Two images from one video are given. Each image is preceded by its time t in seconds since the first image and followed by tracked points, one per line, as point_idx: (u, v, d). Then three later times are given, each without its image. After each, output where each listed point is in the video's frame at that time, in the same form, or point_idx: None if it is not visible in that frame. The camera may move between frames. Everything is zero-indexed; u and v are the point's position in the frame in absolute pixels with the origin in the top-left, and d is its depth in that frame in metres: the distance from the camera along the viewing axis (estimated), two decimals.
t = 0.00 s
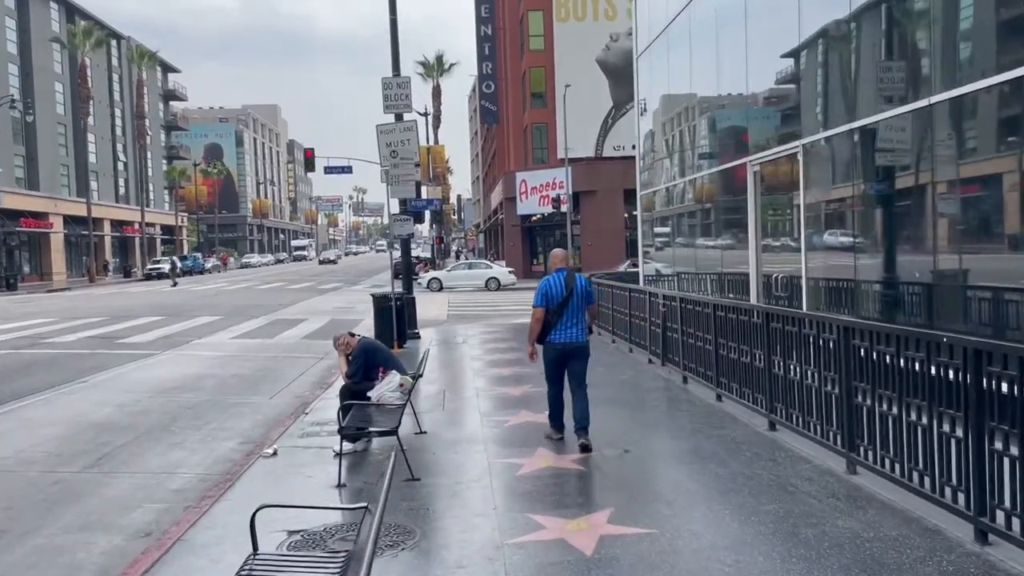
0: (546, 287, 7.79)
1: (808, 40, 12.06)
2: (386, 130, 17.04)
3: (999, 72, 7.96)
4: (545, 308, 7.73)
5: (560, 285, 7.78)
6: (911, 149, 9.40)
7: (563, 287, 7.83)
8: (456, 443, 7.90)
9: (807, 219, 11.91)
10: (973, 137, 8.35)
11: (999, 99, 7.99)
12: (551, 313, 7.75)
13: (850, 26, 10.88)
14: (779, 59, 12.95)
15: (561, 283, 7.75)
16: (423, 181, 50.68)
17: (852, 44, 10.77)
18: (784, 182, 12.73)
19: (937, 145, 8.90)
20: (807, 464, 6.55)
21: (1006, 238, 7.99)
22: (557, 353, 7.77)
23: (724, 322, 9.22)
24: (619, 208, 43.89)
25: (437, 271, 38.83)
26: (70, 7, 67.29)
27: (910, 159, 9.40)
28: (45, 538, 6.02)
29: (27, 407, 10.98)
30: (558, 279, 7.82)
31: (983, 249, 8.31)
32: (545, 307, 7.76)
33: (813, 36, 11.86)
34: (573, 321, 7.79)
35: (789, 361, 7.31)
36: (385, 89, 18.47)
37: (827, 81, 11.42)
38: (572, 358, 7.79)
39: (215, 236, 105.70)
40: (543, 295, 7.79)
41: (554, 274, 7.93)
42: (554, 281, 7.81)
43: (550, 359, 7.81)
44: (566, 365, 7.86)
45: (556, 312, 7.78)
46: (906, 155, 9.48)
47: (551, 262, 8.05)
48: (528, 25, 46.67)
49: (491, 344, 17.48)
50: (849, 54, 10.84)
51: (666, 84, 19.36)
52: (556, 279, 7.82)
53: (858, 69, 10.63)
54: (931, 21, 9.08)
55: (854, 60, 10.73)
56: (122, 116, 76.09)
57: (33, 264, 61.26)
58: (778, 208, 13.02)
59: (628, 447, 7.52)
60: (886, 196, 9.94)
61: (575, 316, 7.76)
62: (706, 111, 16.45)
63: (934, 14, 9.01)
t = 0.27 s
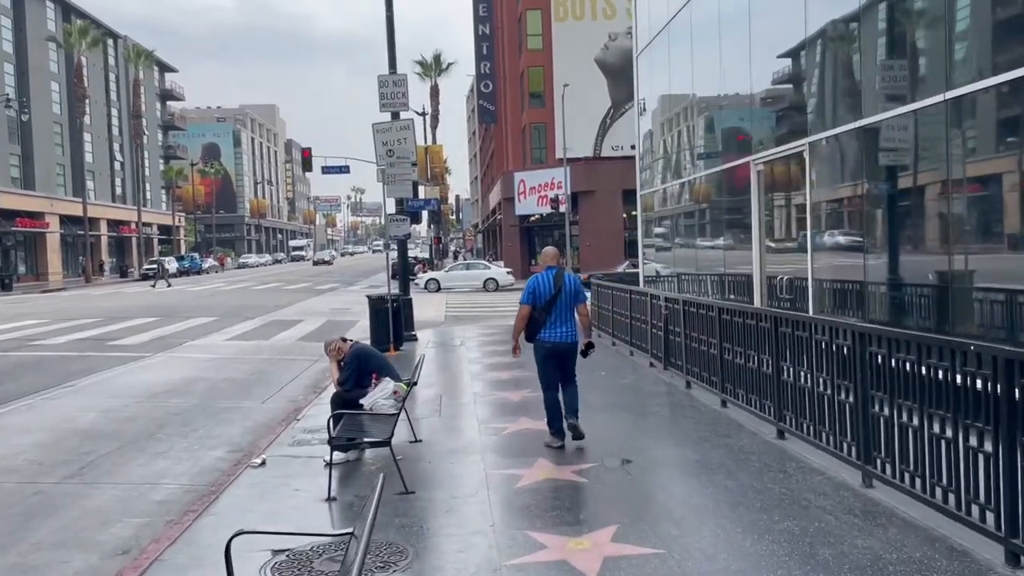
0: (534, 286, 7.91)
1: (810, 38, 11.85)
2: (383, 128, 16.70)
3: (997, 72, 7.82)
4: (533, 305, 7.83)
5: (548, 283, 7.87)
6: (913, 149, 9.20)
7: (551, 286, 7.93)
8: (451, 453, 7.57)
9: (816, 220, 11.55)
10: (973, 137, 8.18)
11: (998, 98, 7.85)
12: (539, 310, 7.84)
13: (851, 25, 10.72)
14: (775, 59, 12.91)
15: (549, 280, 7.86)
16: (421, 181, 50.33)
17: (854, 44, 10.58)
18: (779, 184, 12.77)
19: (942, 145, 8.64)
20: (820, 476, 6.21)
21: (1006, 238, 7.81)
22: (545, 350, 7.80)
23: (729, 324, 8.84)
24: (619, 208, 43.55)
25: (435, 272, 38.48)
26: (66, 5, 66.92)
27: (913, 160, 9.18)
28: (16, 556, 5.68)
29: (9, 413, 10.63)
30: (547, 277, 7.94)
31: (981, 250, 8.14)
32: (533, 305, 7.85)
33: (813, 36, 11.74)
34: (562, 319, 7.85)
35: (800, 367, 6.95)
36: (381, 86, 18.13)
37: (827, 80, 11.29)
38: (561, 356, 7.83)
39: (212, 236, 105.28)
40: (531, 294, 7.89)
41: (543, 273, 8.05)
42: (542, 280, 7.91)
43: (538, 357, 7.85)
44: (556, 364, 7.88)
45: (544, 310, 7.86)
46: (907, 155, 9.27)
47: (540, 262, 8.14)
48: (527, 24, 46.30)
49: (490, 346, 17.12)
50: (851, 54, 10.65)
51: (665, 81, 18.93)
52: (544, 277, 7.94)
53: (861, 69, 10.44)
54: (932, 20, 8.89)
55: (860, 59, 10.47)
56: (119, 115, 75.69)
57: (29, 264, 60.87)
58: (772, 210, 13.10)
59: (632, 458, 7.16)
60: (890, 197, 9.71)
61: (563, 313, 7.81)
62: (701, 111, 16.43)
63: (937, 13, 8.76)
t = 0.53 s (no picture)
0: (528, 286, 7.68)
1: (804, 39, 11.92)
2: (376, 124, 16.37)
3: (999, 69, 7.90)
4: (525, 306, 7.61)
5: (541, 284, 7.65)
6: (917, 146, 9.19)
7: (546, 286, 7.69)
8: (446, 459, 7.22)
9: (825, 218, 11.32)
10: (976, 134, 8.24)
11: (998, 96, 7.94)
12: (531, 311, 7.62)
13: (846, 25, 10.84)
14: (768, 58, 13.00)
15: (543, 281, 7.63)
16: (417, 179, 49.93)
17: (850, 42, 10.68)
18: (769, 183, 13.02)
19: (949, 142, 8.63)
20: (834, 485, 5.85)
21: (1006, 237, 7.87)
22: (535, 352, 7.61)
23: (734, 325, 8.47)
24: (616, 207, 43.26)
25: (430, 271, 38.11)
26: (59, 3, 66.35)
27: (917, 157, 9.19)
28: None
29: None
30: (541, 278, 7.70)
31: (982, 248, 8.21)
32: (526, 306, 7.63)
33: (808, 36, 11.79)
34: (554, 321, 7.62)
35: (812, 370, 6.59)
36: (375, 82, 17.78)
37: (823, 79, 11.37)
38: (553, 358, 7.62)
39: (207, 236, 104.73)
40: (524, 294, 7.68)
41: (538, 273, 7.81)
42: (536, 281, 7.70)
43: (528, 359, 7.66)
44: (548, 366, 7.68)
45: (536, 311, 7.64)
46: (912, 152, 9.26)
47: (537, 262, 7.91)
48: (524, 22, 46.21)
49: (485, 347, 16.77)
50: (847, 53, 10.75)
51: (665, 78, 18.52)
52: (539, 278, 7.69)
53: (858, 68, 10.54)
54: (933, 17, 8.97)
55: (857, 56, 10.55)
56: (113, 114, 75.14)
57: (21, 264, 60.32)
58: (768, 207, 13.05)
59: (635, 466, 6.80)
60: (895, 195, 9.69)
61: (555, 315, 7.59)
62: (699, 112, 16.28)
63: (937, 11, 8.87)
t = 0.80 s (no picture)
0: (523, 285, 7.81)
1: (800, 39, 11.91)
2: (370, 123, 16.01)
3: (996, 69, 7.78)
4: (521, 305, 7.74)
5: (537, 283, 7.79)
6: (919, 146, 9.02)
7: (541, 286, 7.84)
8: (441, 472, 6.87)
9: (830, 218, 11.01)
10: (974, 134, 8.11)
11: (996, 95, 7.80)
12: (527, 310, 7.75)
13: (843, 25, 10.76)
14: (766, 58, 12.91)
15: (539, 280, 7.77)
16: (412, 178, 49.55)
17: (846, 42, 10.62)
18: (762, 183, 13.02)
19: (950, 141, 8.47)
20: (851, 502, 5.53)
21: (1005, 238, 7.73)
22: (531, 351, 7.75)
23: (740, 331, 8.13)
24: (613, 207, 43.05)
25: (425, 271, 37.76)
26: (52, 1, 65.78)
27: (917, 157, 9.05)
28: None
29: None
30: (537, 277, 7.85)
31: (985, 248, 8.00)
32: (521, 305, 7.77)
33: (807, 35, 11.70)
34: (549, 320, 7.78)
35: (825, 380, 6.25)
36: (368, 79, 17.42)
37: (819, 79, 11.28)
38: (546, 356, 7.77)
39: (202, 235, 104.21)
40: (519, 293, 7.81)
41: (533, 272, 7.96)
42: (532, 280, 7.83)
43: (523, 358, 7.79)
44: (541, 364, 7.86)
45: (532, 310, 7.77)
46: (914, 152, 9.09)
47: (531, 262, 8.07)
48: (520, 20, 46.03)
49: (481, 350, 16.45)
50: (841, 53, 10.71)
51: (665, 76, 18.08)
52: (534, 277, 7.85)
53: (852, 69, 10.49)
54: (931, 16, 8.85)
55: (851, 56, 10.50)
56: (106, 112, 74.58)
57: (13, 263, 59.80)
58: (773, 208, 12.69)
59: (635, 479, 6.46)
60: (896, 196, 9.51)
61: (551, 314, 7.75)
62: (693, 111, 16.24)
63: (935, 10, 8.76)
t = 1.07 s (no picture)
0: (515, 285, 7.58)
1: (792, 38, 11.99)
2: (363, 117, 15.69)
3: (992, 66, 7.83)
4: (514, 305, 7.54)
5: (530, 283, 7.59)
6: (923, 142, 8.93)
7: (533, 285, 7.64)
8: (437, 478, 6.52)
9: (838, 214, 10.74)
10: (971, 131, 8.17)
11: (993, 91, 7.85)
12: (520, 310, 7.56)
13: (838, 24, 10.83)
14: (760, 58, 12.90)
15: (531, 280, 7.56)
16: (406, 177, 49.16)
17: (839, 41, 10.71)
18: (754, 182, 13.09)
19: (953, 137, 8.41)
20: (872, 513, 5.22)
21: (996, 238, 7.90)
22: (524, 352, 7.58)
23: (747, 330, 7.80)
24: (608, 207, 42.88)
25: (416, 270, 37.33)
26: None
27: (917, 154, 9.06)
28: None
29: None
30: (528, 276, 7.63)
31: (990, 248, 7.98)
32: (514, 305, 7.56)
33: (802, 33, 11.69)
34: (543, 320, 7.61)
35: (843, 381, 5.92)
36: (361, 73, 17.08)
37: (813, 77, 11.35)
38: (540, 357, 7.61)
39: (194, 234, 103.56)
40: (511, 294, 7.59)
41: (524, 271, 7.73)
42: (524, 279, 7.62)
43: (517, 359, 7.62)
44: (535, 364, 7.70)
45: (525, 310, 7.60)
46: (918, 148, 9.03)
47: (521, 260, 7.85)
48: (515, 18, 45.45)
49: (477, 350, 16.12)
50: (834, 52, 10.81)
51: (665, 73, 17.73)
52: (526, 277, 7.63)
53: (848, 66, 10.53)
54: (926, 14, 8.93)
55: (844, 54, 10.59)
56: (98, 110, 73.95)
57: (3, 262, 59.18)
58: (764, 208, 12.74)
59: (640, 484, 6.15)
60: (897, 192, 9.45)
61: (544, 314, 7.58)
62: (687, 109, 16.33)
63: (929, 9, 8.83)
